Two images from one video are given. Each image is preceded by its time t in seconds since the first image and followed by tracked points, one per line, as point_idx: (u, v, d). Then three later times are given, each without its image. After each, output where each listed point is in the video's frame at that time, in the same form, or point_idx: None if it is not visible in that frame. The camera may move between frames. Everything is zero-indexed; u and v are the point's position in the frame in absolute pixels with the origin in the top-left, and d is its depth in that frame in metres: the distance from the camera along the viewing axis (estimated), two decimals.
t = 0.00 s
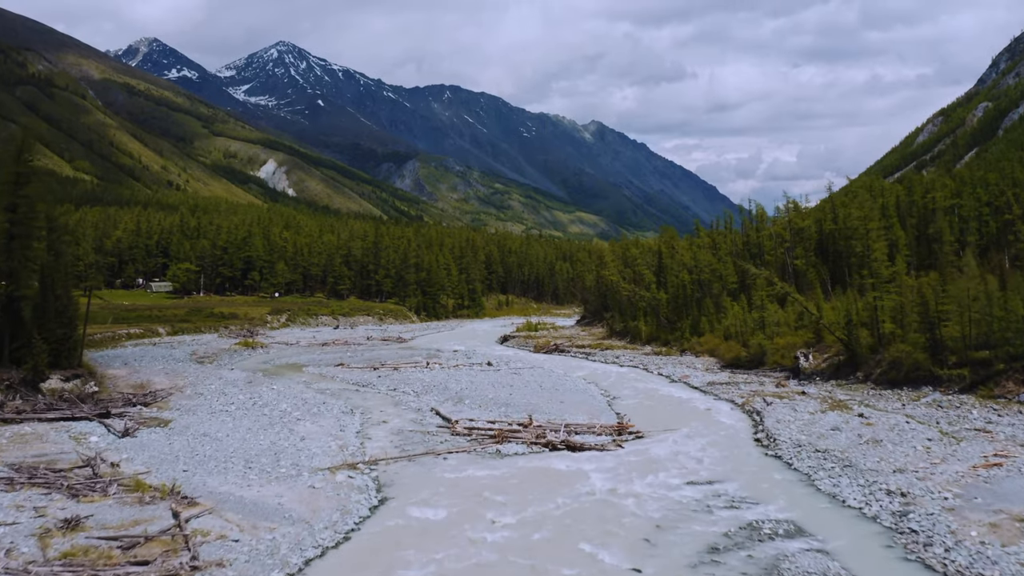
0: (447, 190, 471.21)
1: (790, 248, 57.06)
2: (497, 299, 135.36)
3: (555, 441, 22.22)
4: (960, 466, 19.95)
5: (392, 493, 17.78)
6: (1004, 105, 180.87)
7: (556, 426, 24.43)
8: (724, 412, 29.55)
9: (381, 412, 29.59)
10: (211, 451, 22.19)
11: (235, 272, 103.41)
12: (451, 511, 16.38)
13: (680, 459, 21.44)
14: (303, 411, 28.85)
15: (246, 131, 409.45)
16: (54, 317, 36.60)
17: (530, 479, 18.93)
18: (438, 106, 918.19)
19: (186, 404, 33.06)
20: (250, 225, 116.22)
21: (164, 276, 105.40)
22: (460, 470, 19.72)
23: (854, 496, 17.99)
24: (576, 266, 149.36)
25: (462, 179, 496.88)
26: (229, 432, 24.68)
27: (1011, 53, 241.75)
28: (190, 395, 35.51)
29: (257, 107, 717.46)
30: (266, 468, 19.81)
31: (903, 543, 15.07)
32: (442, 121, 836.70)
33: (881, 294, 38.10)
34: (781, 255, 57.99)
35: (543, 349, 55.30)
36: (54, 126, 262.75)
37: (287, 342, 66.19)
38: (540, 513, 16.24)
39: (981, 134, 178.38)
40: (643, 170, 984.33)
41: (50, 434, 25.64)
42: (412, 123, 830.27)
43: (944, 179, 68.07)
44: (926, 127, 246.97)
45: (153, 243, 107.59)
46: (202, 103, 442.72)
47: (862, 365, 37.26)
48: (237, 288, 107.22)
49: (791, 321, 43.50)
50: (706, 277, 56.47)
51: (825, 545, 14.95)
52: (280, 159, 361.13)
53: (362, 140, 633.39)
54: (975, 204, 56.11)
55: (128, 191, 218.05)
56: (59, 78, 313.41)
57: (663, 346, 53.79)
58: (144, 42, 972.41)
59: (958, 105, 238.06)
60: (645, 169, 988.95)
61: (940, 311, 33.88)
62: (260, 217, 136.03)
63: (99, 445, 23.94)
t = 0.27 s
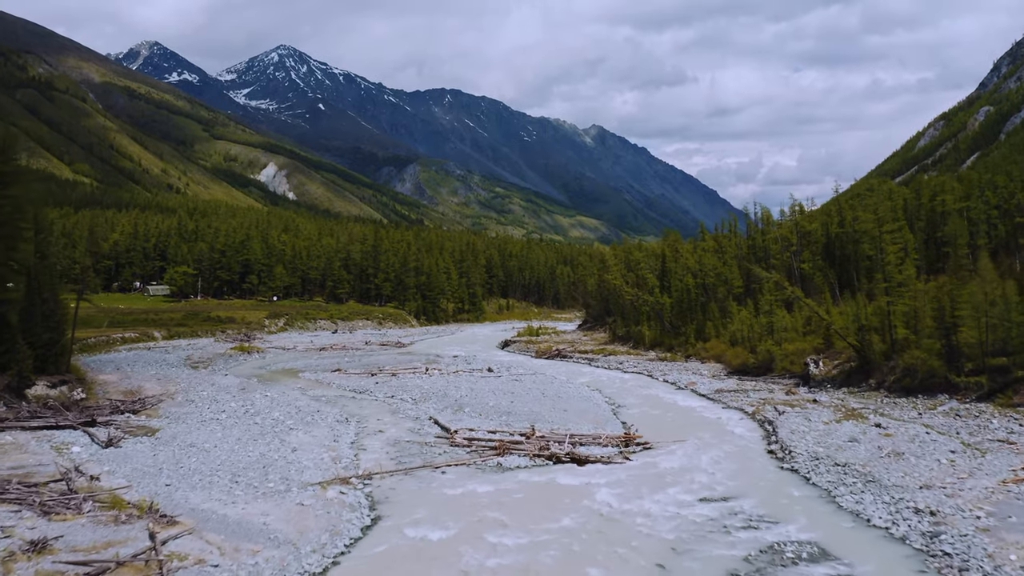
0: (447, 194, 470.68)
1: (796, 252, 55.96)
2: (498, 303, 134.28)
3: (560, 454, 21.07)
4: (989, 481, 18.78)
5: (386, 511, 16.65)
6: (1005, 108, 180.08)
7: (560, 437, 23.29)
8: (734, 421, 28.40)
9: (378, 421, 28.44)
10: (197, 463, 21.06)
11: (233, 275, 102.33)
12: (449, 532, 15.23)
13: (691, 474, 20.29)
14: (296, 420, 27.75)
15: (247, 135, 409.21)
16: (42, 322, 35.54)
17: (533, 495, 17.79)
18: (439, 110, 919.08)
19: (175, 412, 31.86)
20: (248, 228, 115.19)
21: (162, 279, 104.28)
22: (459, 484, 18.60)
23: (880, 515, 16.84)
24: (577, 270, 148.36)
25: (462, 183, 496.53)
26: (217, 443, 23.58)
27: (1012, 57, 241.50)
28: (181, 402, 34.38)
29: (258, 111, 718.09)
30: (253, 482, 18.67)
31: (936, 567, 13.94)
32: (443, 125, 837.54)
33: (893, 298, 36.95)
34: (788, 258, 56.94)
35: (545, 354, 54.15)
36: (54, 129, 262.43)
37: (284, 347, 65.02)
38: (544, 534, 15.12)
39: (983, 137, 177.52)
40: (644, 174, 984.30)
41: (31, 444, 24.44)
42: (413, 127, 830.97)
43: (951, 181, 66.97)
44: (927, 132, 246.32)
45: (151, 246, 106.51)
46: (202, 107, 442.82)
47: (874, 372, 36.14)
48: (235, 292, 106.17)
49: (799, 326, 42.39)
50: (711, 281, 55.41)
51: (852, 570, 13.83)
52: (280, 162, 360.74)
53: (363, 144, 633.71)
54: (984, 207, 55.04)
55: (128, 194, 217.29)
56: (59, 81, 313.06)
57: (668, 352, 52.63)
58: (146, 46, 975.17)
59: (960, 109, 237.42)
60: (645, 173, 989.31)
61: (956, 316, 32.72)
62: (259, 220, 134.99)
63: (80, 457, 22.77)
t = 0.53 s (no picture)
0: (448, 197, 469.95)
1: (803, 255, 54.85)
2: (498, 307, 133.18)
3: (565, 467, 19.93)
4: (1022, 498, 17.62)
5: (379, 530, 15.50)
6: (1008, 112, 179.11)
7: (564, 448, 22.15)
8: (744, 432, 27.27)
9: (373, 430, 27.29)
10: (181, 476, 19.93)
11: (231, 278, 101.26)
12: (446, 555, 14.07)
13: (704, 489, 19.13)
14: (288, 429, 26.61)
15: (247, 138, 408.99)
16: (29, 325, 34.56)
17: (537, 513, 16.66)
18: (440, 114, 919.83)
19: (165, 419, 30.70)
20: (247, 231, 114.24)
21: (159, 282, 103.25)
22: (457, 501, 17.45)
23: (909, 535, 15.68)
24: (578, 273, 147.33)
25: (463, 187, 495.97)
26: (203, 454, 22.44)
27: (1014, 61, 241.04)
28: (171, 409, 33.23)
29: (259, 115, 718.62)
30: (238, 498, 17.51)
31: None
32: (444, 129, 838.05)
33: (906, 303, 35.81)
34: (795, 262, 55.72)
35: (546, 360, 53.02)
36: (55, 132, 262.10)
37: (281, 351, 63.88)
38: (549, 558, 13.95)
39: (985, 141, 176.41)
40: (644, 178, 984.32)
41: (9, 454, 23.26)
42: (414, 131, 831.50)
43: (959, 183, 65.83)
44: (928, 136, 245.46)
45: (148, 248, 105.50)
46: (203, 110, 442.86)
47: (888, 379, 34.97)
48: (233, 295, 105.14)
49: (807, 331, 41.26)
50: (716, 285, 54.28)
51: None
52: (280, 166, 360.29)
53: (363, 147, 633.60)
54: (995, 209, 53.88)
55: (127, 197, 216.64)
56: (59, 84, 312.85)
57: (673, 358, 51.46)
58: (147, 50, 976.12)
59: (961, 113, 236.71)
60: (646, 177, 989.88)
61: (974, 321, 31.52)
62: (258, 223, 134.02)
63: (59, 468, 21.63)
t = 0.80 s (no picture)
0: (448, 201, 469.37)
1: (810, 259, 53.76)
2: (499, 310, 132.10)
3: (570, 483, 18.77)
4: None
5: (370, 553, 14.36)
6: (1010, 115, 178.44)
7: (568, 461, 21.03)
8: (756, 443, 26.13)
9: (369, 439, 26.17)
10: (161, 492, 18.75)
11: (228, 282, 100.19)
12: None
13: (719, 505, 17.95)
14: (279, 439, 25.48)
15: (248, 141, 408.71)
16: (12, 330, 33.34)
17: (541, 533, 15.52)
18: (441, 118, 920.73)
19: (152, 428, 29.51)
20: (245, 234, 113.28)
21: (156, 285, 102.14)
22: (455, 519, 16.32)
23: (943, 558, 14.51)
24: (579, 277, 146.39)
25: (463, 190, 495.42)
26: (189, 467, 21.31)
27: (1016, 65, 241.02)
28: (160, 416, 32.10)
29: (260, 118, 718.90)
30: (222, 516, 16.38)
31: None
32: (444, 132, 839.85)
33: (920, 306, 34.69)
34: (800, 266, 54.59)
35: (548, 365, 51.97)
36: (55, 135, 261.70)
37: (277, 356, 62.77)
38: None
39: (987, 145, 175.44)
40: (645, 182, 984.53)
41: None
42: (415, 135, 832.07)
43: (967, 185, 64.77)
44: (930, 140, 244.59)
45: (145, 251, 104.49)
46: (204, 114, 442.77)
47: (902, 386, 33.80)
48: (231, 299, 104.08)
49: (816, 336, 40.16)
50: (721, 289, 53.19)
51: None
52: (281, 169, 359.78)
53: (364, 151, 633.56)
54: (1006, 212, 52.81)
55: (127, 200, 215.84)
56: (59, 87, 312.40)
57: (677, 363, 50.33)
58: (149, 53, 978.20)
59: (963, 117, 235.99)
60: (646, 181, 990.43)
61: (991, 327, 30.43)
62: (257, 226, 133.06)
63: (35, 481, 20.46)
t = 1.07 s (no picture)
0: (449, 205, 469.00)
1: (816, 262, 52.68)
2: (499, 315, 131.07)
3: (575, 498, 17.65)
4: None
5: None
6: (1011, 119, 177.71)
7: (573, 474, 19.88)
8: (768, 454, 24.97)
9: (364, 450, 25.06)
10: (140, 509, 17.59)
11: (226, 285, 99.20)
12: None
13: (734, 523, 16.82)
14: (270, 449, 24.34)
15: (248, 145, 408.48)
16: None
17: (545, 555, 14.38)
18: (441, 122, 921.67)
19: (139, 437, 28.34)
20: (243, 237, 112.40)
21: (153, 289, 100.98)
22: (452, 539, 15.17)
23: None
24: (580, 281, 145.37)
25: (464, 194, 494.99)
26: (172, 480, 20.17)
27: (1017, 69, 240.50)
28: (148, 425, 30.93)
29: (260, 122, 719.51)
30: (203, 537, 15.22)
31: None
32: (445, 136, 840.65)
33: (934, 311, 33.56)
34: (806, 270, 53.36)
35: (549, 370, 50.88)
36: (55, 138, 261.48)
37: (274, 360, 61.65)
38: None
39: (989, 149, 174.59)
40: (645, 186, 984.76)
41: None
42: (415, 139, 832.58)
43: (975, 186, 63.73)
44: (931, 144, 243.88)
45: (142, 254, 103.48)
46: (204, 117, 442.82)
47: (917, 394, 32.63)
48: (228, 303, 102.94)
49: (825, 342, 39.06)
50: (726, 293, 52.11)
51: None
52: (281, 172, 359.33)
53: (365, 155, 633.47)
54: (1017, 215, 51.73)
55: (126, 203, 215.03)
56: (60, 90, 312.31)
57: (682, 369, 49.13)
58: (150, 57, 980.37)
59: (964, 121, 235.43)
60: (646, 185, 990.96)
61: (1011, 332, 29.28)
62: (255, 229, 132.10)
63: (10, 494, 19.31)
